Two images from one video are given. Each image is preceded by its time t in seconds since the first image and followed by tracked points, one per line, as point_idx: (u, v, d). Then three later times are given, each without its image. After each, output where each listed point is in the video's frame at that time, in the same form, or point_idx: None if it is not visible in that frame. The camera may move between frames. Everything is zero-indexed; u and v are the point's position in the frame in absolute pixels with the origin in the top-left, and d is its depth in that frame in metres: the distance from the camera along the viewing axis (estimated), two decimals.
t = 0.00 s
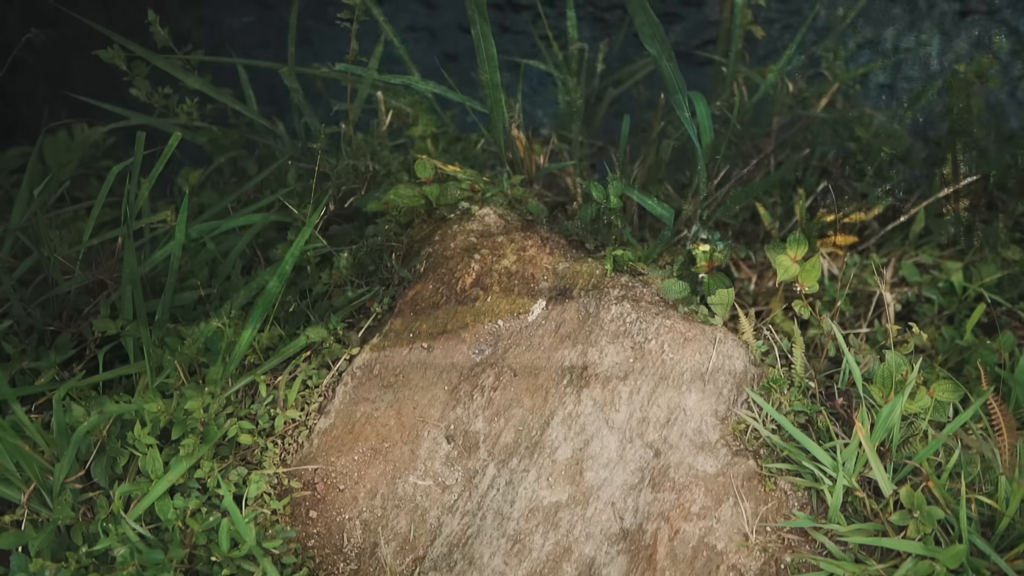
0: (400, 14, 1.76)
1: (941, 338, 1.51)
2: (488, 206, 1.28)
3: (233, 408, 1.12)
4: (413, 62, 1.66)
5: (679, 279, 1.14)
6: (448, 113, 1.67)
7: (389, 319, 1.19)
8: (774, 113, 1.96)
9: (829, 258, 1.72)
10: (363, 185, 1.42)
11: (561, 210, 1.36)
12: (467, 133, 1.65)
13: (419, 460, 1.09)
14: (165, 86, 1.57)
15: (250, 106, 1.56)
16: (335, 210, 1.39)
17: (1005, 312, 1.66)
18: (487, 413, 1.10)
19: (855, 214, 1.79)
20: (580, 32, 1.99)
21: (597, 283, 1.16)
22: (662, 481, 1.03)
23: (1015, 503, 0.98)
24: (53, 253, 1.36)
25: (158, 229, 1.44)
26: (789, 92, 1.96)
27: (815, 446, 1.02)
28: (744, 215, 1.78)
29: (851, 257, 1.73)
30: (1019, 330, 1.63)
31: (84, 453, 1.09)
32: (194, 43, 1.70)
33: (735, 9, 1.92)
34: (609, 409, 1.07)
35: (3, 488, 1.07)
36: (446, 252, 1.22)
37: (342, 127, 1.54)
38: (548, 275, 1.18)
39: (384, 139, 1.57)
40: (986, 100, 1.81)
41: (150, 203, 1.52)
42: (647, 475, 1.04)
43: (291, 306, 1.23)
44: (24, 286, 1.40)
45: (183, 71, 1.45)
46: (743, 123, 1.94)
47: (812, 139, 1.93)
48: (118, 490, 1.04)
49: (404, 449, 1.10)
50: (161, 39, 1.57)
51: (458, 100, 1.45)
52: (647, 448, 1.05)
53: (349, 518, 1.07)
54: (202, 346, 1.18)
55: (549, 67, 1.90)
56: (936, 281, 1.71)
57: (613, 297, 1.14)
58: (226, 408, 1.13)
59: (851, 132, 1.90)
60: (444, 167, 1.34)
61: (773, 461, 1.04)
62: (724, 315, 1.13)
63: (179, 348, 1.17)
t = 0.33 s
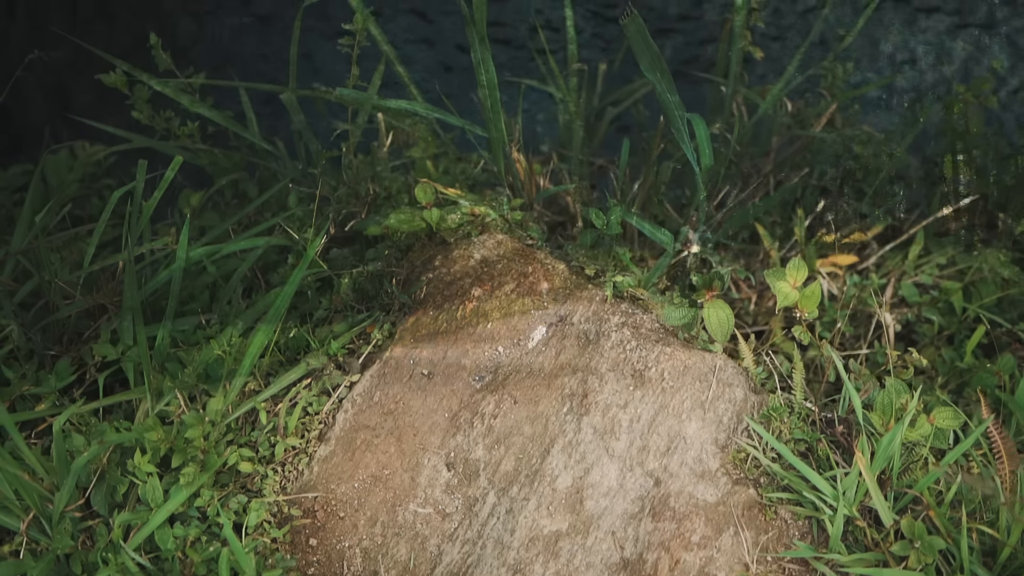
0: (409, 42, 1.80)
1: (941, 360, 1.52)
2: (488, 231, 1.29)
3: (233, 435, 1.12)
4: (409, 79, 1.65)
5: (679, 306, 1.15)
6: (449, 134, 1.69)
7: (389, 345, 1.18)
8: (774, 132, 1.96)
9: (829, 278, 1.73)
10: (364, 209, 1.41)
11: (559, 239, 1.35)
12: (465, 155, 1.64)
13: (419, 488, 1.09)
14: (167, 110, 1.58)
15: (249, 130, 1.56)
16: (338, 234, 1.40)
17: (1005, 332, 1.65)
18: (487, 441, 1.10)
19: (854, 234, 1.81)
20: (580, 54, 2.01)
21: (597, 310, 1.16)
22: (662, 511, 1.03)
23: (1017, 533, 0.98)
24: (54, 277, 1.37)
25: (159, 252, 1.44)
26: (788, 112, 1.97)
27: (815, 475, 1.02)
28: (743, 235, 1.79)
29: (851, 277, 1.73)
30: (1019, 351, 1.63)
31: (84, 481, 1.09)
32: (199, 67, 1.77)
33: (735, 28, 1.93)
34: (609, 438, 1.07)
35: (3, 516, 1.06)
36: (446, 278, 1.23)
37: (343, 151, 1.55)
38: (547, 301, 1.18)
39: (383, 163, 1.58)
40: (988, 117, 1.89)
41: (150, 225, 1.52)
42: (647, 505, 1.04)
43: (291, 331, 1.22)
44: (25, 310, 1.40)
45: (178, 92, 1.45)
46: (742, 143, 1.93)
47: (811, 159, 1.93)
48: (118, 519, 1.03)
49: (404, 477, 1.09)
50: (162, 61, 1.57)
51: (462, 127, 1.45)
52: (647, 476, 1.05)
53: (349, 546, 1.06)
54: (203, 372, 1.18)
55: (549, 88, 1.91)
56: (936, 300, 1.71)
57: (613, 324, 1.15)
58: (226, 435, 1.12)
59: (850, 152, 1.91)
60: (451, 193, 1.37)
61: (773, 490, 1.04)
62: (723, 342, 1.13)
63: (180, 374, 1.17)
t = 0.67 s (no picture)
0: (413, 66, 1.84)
1: (941, 384, 1.52)
2: (488, 257, 1.30)
3: (233, 464, 1.12)
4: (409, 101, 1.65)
5: (679, 334, 1.14)
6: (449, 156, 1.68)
7: (389, 374, 1.18)
8: (773, 153, 1.95)
9: (828, 300, 1.74)
10: (363, 233, 1.42)
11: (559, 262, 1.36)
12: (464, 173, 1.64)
13: (419, 517, 1.09)
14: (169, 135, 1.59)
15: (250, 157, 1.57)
16: (336, 258, 1.39)
17: (1006, 354, 1.65)
18: (488, 470, 1.10)
19: (854, 256, 1.80)
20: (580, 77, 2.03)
21: (597, 338, 1.17)
22: (662, 541, 1.03)
23: (1019, 563, 0.97)
24: (57, 304, 1.37)
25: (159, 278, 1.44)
26: (786, 133, 1.97)
27: (815, 506, 1.02)
28: (742, 257, 1.79)
29: (851, 298, 1.73)
30: (1019, 373, 1.63)
31: (84, 510, 1.09)
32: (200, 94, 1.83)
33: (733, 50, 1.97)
34: (609, 468, 1.07)
35: (3, 546, 1.06)
36: (447, 306, 1.24)
37: (344, 176, 1.56)
38: (547, 329, 1.18)
39: (385, 187, 1.59)
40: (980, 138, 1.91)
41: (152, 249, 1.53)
42: (647, 536, 1.04)
43: (292, 359, 1.23)
44: (26, 335, 1.40)
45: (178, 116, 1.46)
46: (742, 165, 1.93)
47: (809, 179, 1.93)
48: (118, 549, 1.03)
49: (405, 506, 1.09)
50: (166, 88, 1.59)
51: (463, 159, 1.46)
52: (647, 507, 1.05)
53: None
54: (204, 400, 1.18)
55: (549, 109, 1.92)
56: (936, 322, 1.70)
57: (613, 353, 1.15)
58: (226, 464, 1.12)
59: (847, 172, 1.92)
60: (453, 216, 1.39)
61: (773, 520, 1.04)
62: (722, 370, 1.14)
63: (180, 404, 1.17)
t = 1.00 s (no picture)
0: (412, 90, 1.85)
1: (941, 409, 1.53)
2: (488, 286, 1.31)
3: (234, 495, 1.11)
4: (411, 130, 1.67)
5: (679, 365, 1.15)
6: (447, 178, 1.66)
7: (390, 405, 1.19)
8: (772, 176, 1.97)
9: (828, 323, 1.75)
10: (364, 261, 1.44)
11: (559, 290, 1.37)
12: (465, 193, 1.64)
13: (420, 549, 1.09)
14: (171, 162, 1.60)
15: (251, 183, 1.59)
16: (336, 285, 1.41)
17: (1005, 378, 1.66)
18: (488, 501, 1.10)
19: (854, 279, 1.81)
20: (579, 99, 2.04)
21: (597, 369, 1.17)
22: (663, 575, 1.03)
23: None
24: (58, 333, 1.39)
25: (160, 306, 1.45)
26: (785, 156, 1.98)
27: (815, 539, 1.01)
28: (741, 280, 1.80)
29: (851, 321, 1.73)
30: (1019, 397, 1.64)
31: (84, 543, 1.09)
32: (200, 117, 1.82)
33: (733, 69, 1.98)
34: (609, 500, 1.07)
35: None
36: (447, 337, 1.24)
37: (346, 203, 1.60)
38: (547, 359, 1.19)
39: (385, 211, 1.59)
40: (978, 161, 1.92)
41: (152, 274, 1.55)
42: (647, 568, 1.04)
43: (293, 389, 1.23)
44: (27, 363, 1.40)
45: (180, 145, 1.47)
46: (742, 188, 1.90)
47: (807, 202, 1.92)
48: None
49: (405, 537, 1.09)
50: (167, 114, 1.60)
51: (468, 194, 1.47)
52: (647, 539, 1.05)
53: None
54: (204, 430, 1.18)
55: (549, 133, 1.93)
56: (935, 345, 1.71)
57: (613, 384, 1.16)
58: (227, 495, 1.12)
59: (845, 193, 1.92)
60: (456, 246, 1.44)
61: (773, 554, 1.04)
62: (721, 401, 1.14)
63: (181, 434, 1.17)
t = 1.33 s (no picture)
0: (414, 102, 1.88)
1: (941, 436, 1.52)
2: (488, 316, 1.32)
3: (235, 528, 1.11)
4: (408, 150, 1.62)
5: (678, 399, 1.16)
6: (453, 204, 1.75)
7: (391, 437, 1.19)
8: (771, 201, 1.98)
9: (828, 347, 1.74)
10: (365, 289, 1.46)
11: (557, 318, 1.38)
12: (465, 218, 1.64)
13: None
14: (174, 190, 1.62)
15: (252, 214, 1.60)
16: (339, 313, 1.45)
17: (1005, 403, 1.67)
18: (488, 535, 1.10)
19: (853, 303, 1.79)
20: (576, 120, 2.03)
21: (597, 402, 1.18)
22: None
23: None
24: (59, 363, 1.39)
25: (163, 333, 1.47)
26: (784, 180, 1.99)
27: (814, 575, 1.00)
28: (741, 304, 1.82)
29: (851, 346, 1.73)
30: (1019, 422, 1.64)
31: None
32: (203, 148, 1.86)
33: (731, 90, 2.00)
34: (609, 534, 1.07)
35: None
36: (448, 368, 1.25)
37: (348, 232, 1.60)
38: (548, 392, 1.19)
39: (386, 236, 1.60)
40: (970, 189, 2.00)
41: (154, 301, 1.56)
42: None
43: (294, 419, 1.22)
44: (29, 391, 1.41)
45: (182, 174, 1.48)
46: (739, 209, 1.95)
47: (806, 225, 1.97)
48: None
49: (406, 570, 1.09)
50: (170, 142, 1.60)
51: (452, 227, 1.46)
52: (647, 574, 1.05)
53: None
54: (205, 463, 1.18)
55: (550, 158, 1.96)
56: (934, 370, 1.71)
57: (613, 417, 1.16)
58: (229, 527, 1.12)
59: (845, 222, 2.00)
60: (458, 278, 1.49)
61: None
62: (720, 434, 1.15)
63: (182, 467, 1.17)
